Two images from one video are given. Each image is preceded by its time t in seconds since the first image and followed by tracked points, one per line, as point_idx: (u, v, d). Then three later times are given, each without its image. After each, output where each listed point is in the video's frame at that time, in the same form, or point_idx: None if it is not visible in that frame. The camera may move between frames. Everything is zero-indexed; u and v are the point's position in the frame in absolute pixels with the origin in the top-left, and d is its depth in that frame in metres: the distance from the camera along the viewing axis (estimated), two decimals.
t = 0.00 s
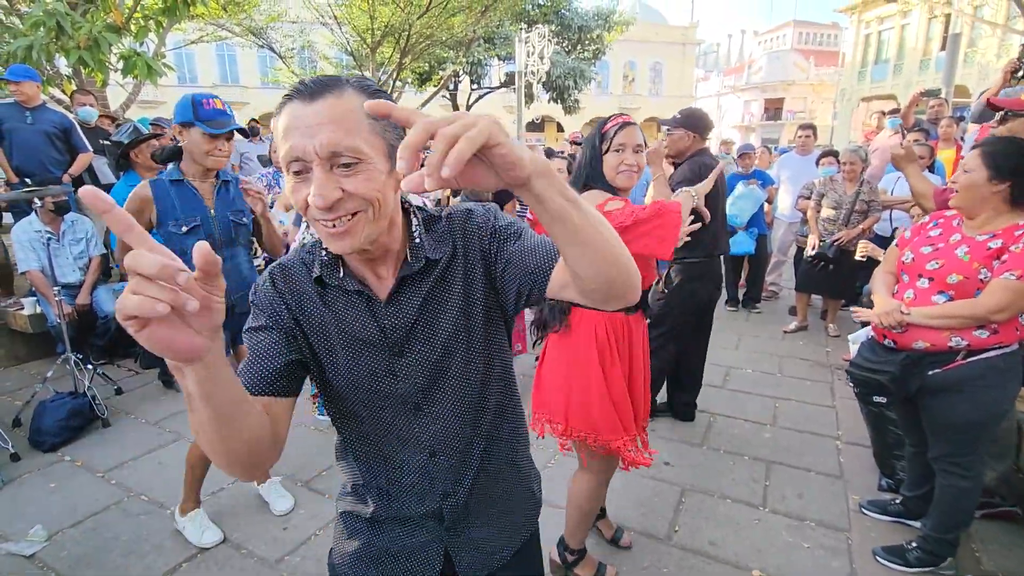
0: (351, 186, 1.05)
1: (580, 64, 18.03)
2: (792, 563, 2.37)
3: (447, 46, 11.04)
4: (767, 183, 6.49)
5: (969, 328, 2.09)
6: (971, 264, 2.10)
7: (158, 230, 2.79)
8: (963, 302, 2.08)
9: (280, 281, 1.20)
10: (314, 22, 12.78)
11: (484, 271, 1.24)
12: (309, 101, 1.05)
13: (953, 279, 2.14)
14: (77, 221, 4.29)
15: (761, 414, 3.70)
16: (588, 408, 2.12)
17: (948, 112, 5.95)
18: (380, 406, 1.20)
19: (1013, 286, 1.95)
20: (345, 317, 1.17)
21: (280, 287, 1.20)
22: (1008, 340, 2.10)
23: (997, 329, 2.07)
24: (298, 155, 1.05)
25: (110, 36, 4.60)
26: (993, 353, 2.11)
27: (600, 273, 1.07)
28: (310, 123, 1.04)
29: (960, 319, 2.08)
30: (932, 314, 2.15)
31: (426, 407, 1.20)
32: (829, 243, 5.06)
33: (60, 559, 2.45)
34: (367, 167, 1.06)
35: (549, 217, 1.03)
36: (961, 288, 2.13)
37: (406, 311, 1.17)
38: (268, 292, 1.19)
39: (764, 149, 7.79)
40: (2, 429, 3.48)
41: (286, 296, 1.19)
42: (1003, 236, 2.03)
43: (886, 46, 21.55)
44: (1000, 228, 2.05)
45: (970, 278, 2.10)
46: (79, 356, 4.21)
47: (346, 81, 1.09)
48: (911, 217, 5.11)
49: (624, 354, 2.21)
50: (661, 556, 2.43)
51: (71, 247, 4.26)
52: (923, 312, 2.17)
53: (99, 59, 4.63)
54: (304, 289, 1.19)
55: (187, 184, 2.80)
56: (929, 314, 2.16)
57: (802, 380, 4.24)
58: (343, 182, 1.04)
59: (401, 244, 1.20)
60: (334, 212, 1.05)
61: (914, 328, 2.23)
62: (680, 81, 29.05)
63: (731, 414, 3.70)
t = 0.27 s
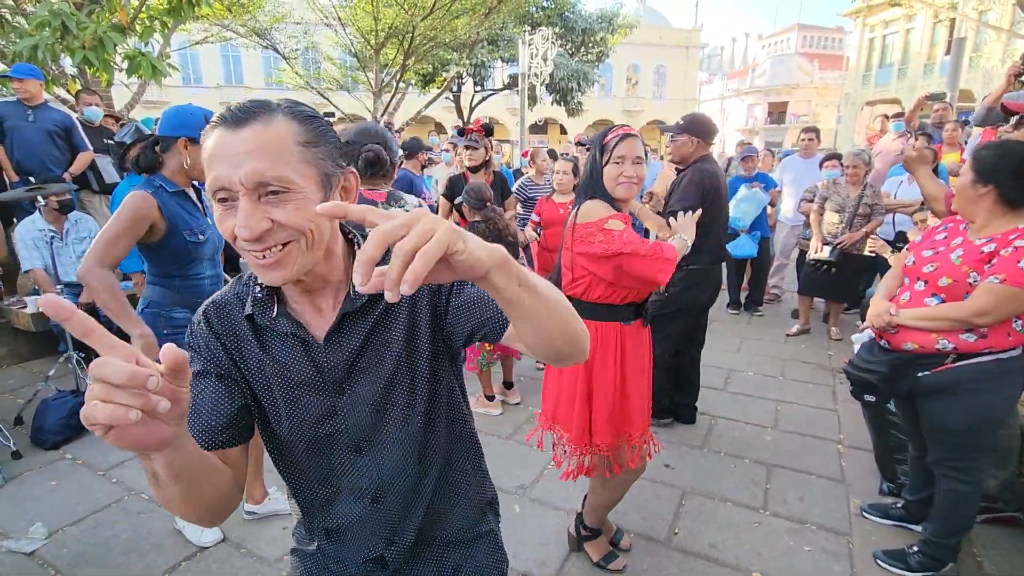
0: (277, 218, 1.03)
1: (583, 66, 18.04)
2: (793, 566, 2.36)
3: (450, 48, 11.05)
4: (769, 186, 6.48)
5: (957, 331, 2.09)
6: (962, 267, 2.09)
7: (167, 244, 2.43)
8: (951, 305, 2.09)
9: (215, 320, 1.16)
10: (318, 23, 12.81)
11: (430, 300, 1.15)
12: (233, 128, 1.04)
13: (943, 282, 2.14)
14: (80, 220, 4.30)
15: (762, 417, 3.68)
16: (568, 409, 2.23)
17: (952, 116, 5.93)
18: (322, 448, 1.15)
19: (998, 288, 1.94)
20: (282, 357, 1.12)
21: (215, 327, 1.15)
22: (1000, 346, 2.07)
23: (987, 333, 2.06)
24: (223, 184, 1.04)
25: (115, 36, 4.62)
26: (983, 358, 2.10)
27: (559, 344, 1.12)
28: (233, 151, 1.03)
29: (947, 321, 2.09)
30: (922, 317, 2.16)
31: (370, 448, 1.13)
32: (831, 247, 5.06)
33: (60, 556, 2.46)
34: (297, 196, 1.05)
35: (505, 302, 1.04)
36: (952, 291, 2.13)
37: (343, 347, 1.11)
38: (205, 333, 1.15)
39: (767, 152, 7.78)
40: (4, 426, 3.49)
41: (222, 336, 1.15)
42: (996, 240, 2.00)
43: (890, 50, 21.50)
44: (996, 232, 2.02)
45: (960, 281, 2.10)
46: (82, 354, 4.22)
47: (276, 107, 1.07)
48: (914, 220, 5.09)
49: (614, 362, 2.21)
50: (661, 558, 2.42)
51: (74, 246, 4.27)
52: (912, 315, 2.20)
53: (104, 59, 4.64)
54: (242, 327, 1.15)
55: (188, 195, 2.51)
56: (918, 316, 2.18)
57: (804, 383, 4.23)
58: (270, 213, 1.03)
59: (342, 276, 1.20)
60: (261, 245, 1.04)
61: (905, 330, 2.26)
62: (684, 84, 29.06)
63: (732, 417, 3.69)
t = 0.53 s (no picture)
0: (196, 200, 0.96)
1: (587, 72, 18.11)
2: (793, 572, 2.36)
3: (455, 53, 11.12)
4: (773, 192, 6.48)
5: (933, 335, 2.16)
6: (944, 274, 2.15)
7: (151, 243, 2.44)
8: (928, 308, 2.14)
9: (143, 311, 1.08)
10: (324, 28, 12.90)
11: (377, 270, 1.09)
12: (145, 105, 0.98)
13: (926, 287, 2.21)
14: (87, 220, 4.35)
15: (764, 423, 3.68)
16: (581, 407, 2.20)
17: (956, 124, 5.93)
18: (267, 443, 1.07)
19: (967, 293, 1.99)
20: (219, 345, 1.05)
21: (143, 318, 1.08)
22: (977, 353, 2.09)
23: (963, 338, 2.10)
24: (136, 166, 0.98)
25: (123, 39, 4.67)
26: (959, 363, 2.13)
27: (505, 263, 1.04)
28: (147, 130, 0.98)
29: (922, 323, 2.15)
30: (901, 319, 2.24)
31: (318, 435, 1.07)
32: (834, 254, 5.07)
33: (63, 554, 2.47)
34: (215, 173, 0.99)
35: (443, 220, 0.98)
36: (934, 295, 2.19)
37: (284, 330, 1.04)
38: (131, 322, 1.07)
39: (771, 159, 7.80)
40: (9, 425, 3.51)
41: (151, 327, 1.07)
42: (982, 247, 2.05)
43: (894, 58, 21.52)
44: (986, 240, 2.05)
45: (941, 286, 2.15)
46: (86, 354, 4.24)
47: (195, 82, 1.02)
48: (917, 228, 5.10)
49: (631, 360, 2.22)
50: (662, 563, 2.42)
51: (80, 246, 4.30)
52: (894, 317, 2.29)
53: (112, 61, 4.68)
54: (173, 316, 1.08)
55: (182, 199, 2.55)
56: (900, 318, 2.26)
57: (806, 389, 4.22)
58: (190, 194, 0.97)
59: (284, 260, 1.12)
60: (181, 230, 0.97)
61: (892, 332, 2.34)
62: (687, 90, 29.14)
63: (734, 422, 3.69)
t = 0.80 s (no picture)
0: (207, 215, 1.06)
1: (594, 77, 18.13)
2: None
3: (463, 58, 11.17)
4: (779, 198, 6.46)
5: (918, 337, 2.26)
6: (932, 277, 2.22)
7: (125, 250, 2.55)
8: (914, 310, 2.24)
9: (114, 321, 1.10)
10: (333, 33, 13.00)
11: (364, 321, 1.28)
12: (161, 115, 1.05)
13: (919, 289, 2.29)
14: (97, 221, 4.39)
15: (770, 429, 3.66)
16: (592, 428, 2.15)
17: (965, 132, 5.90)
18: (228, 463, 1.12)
19: (943, 295, 2.07)
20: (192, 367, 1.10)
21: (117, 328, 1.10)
22: (958, 357, 2.15)
23: (944, 342, 2.17)
24: (145, 172, 1.05)
25: (135, 43, 4.72)
26: (940, 366, 2.20)
27: (464, 368, 1.32)
28: (159, 138, 1.04)
29: (905, 324, 2.26)
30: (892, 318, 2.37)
31: (284, 463, 1.16)
32: (842, 260, 5.02)
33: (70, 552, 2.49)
34: (224, 185, 1.07)
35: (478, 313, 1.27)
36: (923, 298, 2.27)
37: (271, 360, 1.14)
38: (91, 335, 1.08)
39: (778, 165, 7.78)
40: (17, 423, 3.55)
41: (123, 341, 1.09)
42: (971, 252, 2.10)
43: (903, 65, 21.45)
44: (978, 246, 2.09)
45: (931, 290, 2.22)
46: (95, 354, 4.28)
47: (208, 98, 1.09)
48: (926, 234, 5.06)
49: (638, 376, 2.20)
50: (667, 568, 2.41)
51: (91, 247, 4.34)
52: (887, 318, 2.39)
53: (124, 64, 4.74)
54: (147, 336, 1.10)
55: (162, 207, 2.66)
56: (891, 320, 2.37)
57: (812, 396, 4.20)
58: (197, 202, 1.05)
59: (270, 276, 1.23)
60: (183, 235, 1.06)
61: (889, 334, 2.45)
62: (694, 96, 29.14)
63: (740, 429, 3.68)
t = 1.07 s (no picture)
0: (308, 186, 1.18)
1: (601, 80, 18.11)
2: None
3: (470, 60, 11.19)
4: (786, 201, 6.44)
5: (913, 339, 2.26)
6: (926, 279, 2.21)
7: (96, 240, 2.52)
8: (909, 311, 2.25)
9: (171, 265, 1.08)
10: (341, 35, 13.07)
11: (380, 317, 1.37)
12: (284, 108, 1.21)
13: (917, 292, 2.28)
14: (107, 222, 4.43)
15: (776, 433, 3.64)
16: (579, 417, 2.21)
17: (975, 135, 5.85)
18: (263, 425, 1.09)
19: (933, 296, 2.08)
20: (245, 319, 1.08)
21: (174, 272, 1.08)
22: (948, 359, 2.14)
23: (936, 343, 2.17)
24: (265, 141, 1.16)
25: (146, 46, 4.77)
26: (931, 367, 2.20)
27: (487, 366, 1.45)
28: (279, 117, 1.18)
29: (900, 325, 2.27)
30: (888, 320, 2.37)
31: (320, 428, 1.15)
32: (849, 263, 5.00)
33: (77, 549, 2.50)
34: (325, 171, 1.22)
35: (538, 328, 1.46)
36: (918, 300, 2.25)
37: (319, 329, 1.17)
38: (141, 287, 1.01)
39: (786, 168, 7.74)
40: (27, 421, 3.58)
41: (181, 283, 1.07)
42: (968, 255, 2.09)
43: (912, 67, 21.29)
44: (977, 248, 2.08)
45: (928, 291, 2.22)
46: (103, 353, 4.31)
47: (312, 109, 1.27)
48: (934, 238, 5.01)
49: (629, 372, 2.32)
50: (671, 572, 2.40)
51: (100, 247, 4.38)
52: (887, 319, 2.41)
53: (135, 66, 4.79)
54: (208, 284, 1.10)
55: (135, 199, 2.62)
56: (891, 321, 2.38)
57: (819, 400, 4.17)
58: (305, 176, 1.18)
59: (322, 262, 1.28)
60: (290, 199, 1.16)
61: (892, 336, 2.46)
62: (701, 99, 29.05)
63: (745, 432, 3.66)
